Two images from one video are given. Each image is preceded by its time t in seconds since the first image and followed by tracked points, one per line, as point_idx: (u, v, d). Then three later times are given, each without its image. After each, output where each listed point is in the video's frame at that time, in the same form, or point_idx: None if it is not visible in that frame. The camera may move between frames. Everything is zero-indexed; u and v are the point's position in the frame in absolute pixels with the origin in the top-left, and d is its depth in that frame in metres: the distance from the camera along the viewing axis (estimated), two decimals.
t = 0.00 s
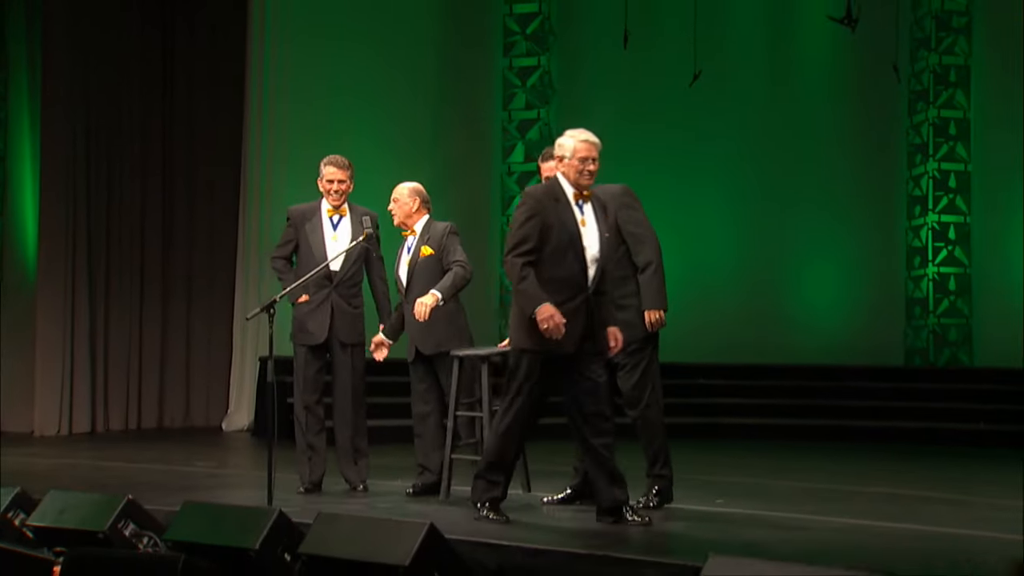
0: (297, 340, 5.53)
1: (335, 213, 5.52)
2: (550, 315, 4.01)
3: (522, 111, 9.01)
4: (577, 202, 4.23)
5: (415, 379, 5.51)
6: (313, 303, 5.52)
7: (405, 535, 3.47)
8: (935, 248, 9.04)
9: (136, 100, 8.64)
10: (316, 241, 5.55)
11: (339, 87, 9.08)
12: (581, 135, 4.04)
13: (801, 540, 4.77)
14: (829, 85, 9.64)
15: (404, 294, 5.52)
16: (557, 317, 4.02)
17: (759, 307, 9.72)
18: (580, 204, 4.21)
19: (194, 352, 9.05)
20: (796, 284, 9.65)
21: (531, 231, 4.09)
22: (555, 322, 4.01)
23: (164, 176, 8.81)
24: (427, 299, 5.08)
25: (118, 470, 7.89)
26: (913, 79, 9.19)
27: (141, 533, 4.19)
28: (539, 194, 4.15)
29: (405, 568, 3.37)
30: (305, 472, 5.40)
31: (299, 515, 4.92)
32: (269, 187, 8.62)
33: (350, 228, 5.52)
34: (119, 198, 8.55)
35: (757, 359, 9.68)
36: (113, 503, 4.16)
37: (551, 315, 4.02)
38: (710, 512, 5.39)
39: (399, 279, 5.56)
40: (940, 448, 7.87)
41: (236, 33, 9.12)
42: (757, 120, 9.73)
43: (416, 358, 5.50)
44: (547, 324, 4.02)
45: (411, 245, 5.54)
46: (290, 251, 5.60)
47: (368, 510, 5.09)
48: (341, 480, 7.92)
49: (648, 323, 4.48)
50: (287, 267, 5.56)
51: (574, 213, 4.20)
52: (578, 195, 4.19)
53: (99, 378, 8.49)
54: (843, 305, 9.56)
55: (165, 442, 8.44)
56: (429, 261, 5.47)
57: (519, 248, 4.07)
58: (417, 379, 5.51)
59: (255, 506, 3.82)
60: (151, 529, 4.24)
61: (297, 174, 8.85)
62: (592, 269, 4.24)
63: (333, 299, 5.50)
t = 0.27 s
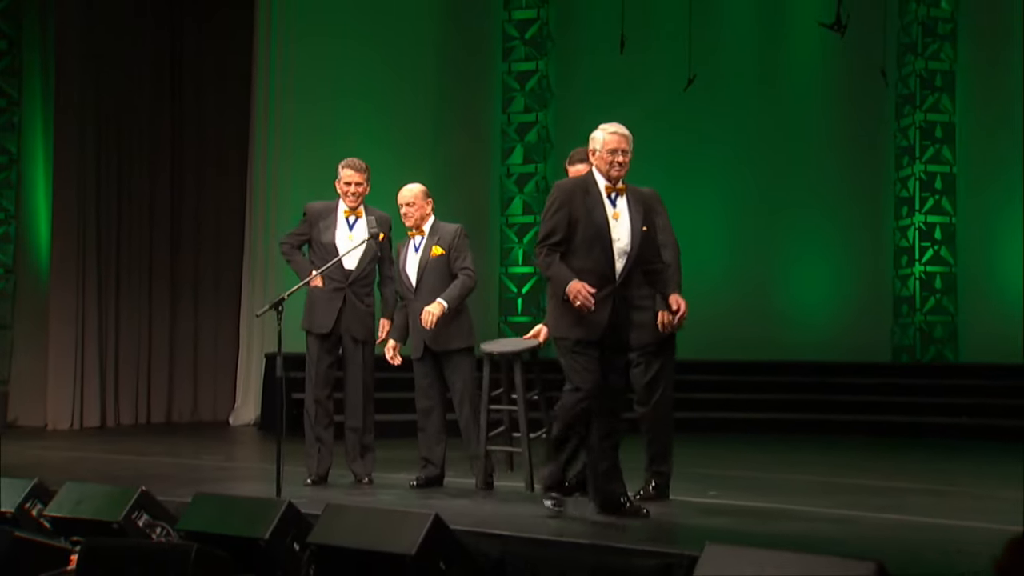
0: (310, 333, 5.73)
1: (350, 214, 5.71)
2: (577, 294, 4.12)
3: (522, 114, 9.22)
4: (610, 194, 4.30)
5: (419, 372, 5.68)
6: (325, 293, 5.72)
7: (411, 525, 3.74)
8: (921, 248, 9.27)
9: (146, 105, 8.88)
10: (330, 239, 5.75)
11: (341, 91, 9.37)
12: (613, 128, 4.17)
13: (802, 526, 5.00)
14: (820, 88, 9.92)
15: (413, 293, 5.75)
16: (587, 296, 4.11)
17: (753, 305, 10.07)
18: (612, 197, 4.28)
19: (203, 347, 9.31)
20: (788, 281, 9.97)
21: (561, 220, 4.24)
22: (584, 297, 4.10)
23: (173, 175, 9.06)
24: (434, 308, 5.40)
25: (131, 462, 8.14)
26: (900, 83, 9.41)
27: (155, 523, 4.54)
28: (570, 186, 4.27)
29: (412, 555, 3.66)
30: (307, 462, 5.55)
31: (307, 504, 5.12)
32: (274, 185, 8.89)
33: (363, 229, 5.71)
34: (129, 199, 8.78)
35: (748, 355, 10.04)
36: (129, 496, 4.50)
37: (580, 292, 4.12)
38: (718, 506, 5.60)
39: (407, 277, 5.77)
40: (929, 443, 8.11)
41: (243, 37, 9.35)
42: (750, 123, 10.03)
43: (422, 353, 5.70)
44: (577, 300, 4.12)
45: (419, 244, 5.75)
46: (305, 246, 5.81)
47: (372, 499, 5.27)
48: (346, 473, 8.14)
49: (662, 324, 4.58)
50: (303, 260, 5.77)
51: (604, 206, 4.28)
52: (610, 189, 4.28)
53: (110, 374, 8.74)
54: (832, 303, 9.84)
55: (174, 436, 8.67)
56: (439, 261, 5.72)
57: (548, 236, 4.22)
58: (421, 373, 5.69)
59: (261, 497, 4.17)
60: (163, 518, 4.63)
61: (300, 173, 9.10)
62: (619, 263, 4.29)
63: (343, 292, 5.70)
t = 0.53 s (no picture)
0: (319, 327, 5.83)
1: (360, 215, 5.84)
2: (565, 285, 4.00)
3: (520, 117, 9.45)
4: (612, 193, 4.16)
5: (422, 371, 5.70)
6: (335, 289, 5.82)
7: (415, 517, 3.65)
8: (909, 247, 9.53)
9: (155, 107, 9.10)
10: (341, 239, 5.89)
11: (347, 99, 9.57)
12: (609, 126, 4.04)
13: (799, 517, 5.17)
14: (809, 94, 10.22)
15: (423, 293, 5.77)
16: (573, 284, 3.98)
17: (744, 303, 10.32)
18: (614, 195, 4.15)
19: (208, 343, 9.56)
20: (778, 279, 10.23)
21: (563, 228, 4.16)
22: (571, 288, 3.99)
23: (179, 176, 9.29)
24: (453, 319, 5.52)
25: (143, 454, 8.36)
26: (888, 87, 9.68)
27: (166, 514, 4.33)
28: (572, 190, 4.18)
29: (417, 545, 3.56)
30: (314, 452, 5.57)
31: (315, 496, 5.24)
32: (281, 186, 9.08)
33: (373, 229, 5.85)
34: (139, 200, 9.01)
35: (743, 351, 10.28)
36: (141, 488, 4.28)
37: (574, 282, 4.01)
38: (718, 500, 5.81)
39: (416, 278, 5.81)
40: (919, 440, 8.31)
41: (248, 40, 9.56)
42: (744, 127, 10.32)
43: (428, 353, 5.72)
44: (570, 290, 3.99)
45: (426, 244, 5.80)
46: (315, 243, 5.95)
47: (377, 491, 5.34)
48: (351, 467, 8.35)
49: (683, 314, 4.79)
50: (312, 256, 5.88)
51: (605, 205, 4.15)
52: (611, 187, 4.15)
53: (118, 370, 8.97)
54: (822, 303, 10.10)
55: (182, 431, 8.88)
56: (448, 262, 5.78)
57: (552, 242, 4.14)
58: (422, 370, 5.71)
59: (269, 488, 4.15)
60: (176, 509, 4.40)
61: (305, 175, 9.30)
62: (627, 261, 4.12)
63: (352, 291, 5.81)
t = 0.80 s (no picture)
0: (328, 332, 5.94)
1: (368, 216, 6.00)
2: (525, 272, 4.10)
3: (518, 120, 9.69)
4: (604, 189, 4.23)
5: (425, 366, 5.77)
6: (344, 295, 5.94)
7: (422, 507, 3.76)
8: (897, 247, 9.79)
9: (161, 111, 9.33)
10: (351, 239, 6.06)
11: (349, 103, 9.81)
12: (592, 124, 4.08)
13: (796, 506, 5.35)
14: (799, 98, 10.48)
15: (435, 293, 5.82)
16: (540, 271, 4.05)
17: (740, 302, 10.58)
18: (606, 191, 4.22)
19: (214, 345, 9.84)
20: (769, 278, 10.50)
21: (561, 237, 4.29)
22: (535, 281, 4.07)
23: (186, 182, 9.54)
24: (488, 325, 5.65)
25: (151, 449, 8.60)
26: (876, 91, 9.94)
27: (178, 506, 4.36)
28: (567, 194, 4.29)
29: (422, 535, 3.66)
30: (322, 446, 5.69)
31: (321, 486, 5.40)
32: (286, 190, 9.30)
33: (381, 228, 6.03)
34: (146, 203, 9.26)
35: (737, 348, 10.55)
36: (152, 479, 4.35)
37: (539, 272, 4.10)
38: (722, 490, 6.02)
39: (427, 279, 5.84)
40: (908, 436, 8.52)
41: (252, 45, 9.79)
42: (736, 130, 10.60)
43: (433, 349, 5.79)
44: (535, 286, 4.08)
45: (435, 244, 5.86)
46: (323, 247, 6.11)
47: (381, 482, 5.48)
48: (356, 459, 8.59)
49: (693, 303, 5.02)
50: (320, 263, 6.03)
51: (598, 203, 4.22)
52: (602, 183, 4.22)
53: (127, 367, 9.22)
54: (810, 303, 10.38)
55: (190, 426, 9.10)
56: (458, 262, 5.84)
57: (548, 248, 4.26)
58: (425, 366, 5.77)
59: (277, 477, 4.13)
60: (187, 501, 4.41)
61: (309, 180, 9.52)
62: (621, 253, 4.18)
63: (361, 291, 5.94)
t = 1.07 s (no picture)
0: (336, 330, 6.09)
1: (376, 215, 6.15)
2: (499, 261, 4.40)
3: (516, 123, 9.93)
4: (607, 186, 4.42)
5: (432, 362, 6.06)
6: (353, 292, 6.11)
7: (423, 500, 4.04)
8: (883, 247, 10.07)
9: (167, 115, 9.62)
10: (359, 238, 6.19)
11: (347, 106, 10.06)
12: (595, 123, 4.27)
13: (783, 498, 5.61)
14: (789, 99, 10.80)
15: (447, 289, 6.12)
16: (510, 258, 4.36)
17: (734, 300, 10.82)
18: (607, 189, 4.40)
19: (220, 343, 10.11)
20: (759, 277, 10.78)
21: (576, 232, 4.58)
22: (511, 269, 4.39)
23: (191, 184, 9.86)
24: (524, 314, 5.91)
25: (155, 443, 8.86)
26: (864, 96, 10.23)
27: (186, 496, 4.80)
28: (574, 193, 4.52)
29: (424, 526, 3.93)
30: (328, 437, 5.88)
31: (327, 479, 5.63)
32: (288, 191, 9.58)
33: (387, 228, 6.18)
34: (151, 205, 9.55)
35: (725, 344, 10.75)
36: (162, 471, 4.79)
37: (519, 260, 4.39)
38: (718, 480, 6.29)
39: (440, 276, 6.13)
40: (892, 432, 8.79)
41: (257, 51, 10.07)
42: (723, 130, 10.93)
43: (442, 344, 6.07)
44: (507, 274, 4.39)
45: (447, 242, 6.17)
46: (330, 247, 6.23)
47: (387, 475, 5.73)
48: (360, 452, 8.85)
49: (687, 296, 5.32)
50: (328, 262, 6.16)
51: (599, 201, 4.42)
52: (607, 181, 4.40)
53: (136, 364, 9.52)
54: (801, 301, 10.63)
55: (198, 420, 9.36)
56: (469, 260, 6.18)
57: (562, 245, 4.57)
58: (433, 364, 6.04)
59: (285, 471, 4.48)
60: (195, 494, 4.85)
61: (313, 180, 9.79)
62: (613, 250, 4.38)
63: (369, 288, 6.13)
